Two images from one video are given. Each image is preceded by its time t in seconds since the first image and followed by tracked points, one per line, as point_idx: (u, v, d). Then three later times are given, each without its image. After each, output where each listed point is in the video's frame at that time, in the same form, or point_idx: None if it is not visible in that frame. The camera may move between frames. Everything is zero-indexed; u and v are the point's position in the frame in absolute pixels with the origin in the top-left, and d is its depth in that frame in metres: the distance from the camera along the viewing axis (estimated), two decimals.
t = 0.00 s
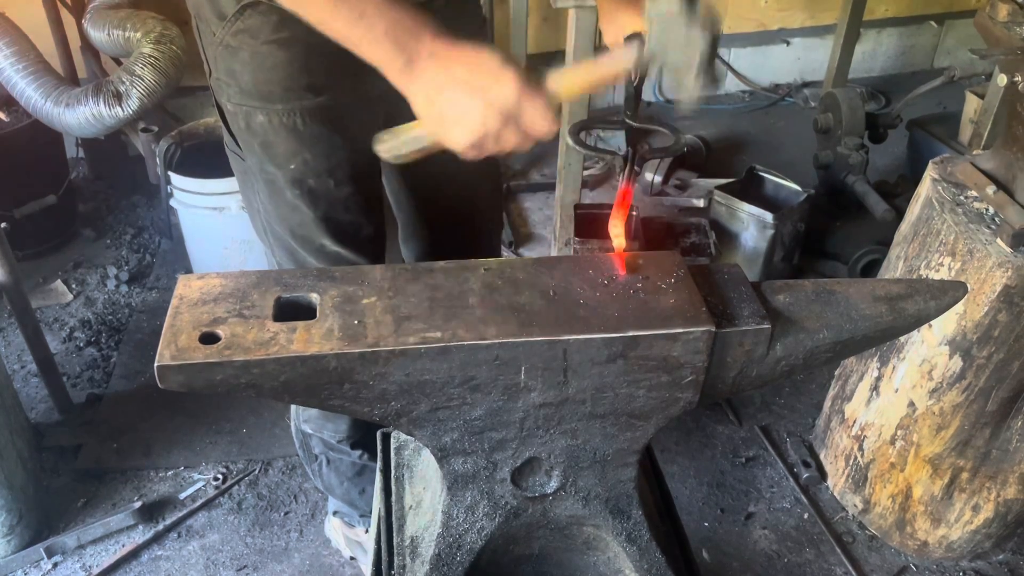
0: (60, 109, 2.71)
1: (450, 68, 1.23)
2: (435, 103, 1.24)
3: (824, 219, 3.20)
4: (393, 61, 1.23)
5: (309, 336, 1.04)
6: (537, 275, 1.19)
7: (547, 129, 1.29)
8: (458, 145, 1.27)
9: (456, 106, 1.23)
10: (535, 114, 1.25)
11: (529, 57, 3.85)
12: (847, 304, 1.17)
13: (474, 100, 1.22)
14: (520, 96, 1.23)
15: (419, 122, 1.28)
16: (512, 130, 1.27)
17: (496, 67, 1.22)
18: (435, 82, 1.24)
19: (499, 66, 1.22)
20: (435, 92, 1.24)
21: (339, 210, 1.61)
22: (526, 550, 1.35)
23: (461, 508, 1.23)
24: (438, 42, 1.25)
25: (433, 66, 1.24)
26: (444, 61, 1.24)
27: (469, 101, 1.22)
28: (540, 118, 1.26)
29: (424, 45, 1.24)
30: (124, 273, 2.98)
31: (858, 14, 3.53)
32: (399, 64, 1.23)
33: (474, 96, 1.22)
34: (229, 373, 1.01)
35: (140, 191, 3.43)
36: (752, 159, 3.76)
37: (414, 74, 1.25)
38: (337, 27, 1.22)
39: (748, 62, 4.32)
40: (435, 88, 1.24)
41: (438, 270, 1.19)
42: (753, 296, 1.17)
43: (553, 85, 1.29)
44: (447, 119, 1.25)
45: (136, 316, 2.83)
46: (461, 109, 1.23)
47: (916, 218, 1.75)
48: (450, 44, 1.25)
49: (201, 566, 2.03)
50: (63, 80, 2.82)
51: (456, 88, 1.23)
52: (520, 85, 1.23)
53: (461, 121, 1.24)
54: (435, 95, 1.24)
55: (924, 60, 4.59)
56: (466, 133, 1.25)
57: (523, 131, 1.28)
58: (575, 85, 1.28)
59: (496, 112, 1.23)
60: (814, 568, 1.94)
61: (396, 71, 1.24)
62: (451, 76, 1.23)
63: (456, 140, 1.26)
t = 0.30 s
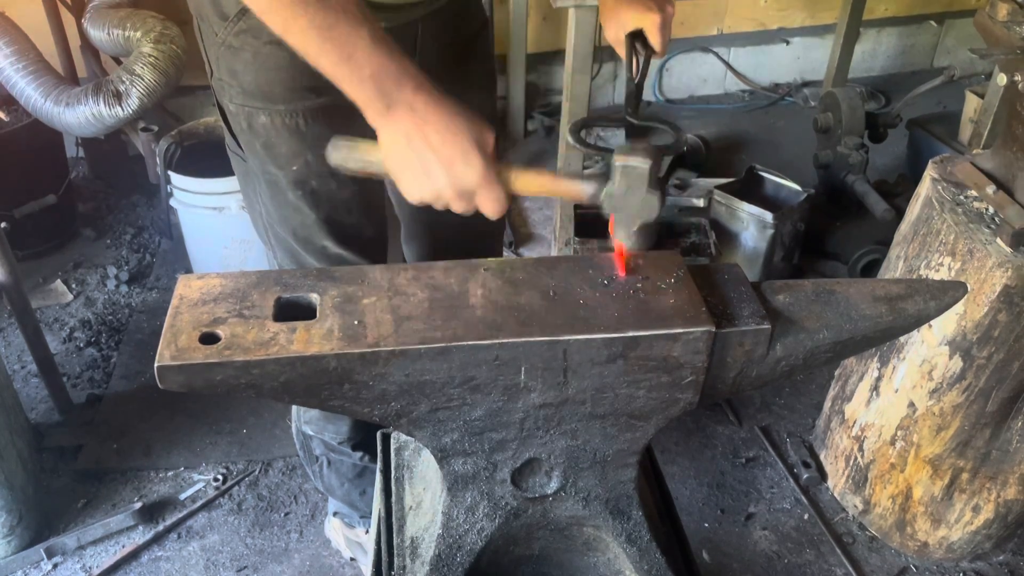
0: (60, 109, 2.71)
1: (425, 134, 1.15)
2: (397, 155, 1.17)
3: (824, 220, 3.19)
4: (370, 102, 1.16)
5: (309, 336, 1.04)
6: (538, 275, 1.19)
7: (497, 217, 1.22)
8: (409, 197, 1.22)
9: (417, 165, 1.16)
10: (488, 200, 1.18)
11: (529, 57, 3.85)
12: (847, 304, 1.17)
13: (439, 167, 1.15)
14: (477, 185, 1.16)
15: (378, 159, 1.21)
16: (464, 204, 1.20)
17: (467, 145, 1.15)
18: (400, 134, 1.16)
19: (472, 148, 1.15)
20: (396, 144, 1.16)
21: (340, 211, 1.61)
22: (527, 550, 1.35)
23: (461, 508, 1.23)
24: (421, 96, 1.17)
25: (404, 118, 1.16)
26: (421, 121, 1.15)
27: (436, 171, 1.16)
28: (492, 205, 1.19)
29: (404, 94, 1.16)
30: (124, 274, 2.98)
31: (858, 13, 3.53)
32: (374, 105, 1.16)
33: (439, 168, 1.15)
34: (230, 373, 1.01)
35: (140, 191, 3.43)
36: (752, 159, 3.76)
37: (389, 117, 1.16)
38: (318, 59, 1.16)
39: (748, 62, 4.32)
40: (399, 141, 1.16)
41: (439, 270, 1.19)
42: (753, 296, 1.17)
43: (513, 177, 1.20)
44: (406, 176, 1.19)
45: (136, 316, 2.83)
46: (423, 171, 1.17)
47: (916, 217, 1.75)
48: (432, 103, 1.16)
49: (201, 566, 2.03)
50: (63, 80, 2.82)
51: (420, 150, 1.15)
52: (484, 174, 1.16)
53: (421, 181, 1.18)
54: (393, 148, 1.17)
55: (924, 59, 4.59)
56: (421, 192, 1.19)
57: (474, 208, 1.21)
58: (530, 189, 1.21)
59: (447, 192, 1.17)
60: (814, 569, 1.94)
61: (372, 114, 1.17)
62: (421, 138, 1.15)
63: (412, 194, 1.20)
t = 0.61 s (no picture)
0: (60, 109, 2.71)
1: (451, 96, 1.20)
2: (436, 131, 1.21)
3: (823, 220, 3.19)
4: (397, 87, 1.22)
5: (310, 336, 1.04)
6: (539, 275, 1.19)
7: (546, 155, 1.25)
8: (457, 177, 1.24)
9: (457, 132, 1.20)
10: (533, 137, 1.21)
11: (529, 57, 3.85)
12: (847, 304, 1.17)
13: (474, 125, 1.18)
14: (514, 121, 1.19)
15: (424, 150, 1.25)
16: (510, 159, 1.22)
17: (493, 93, 1.19)
18: (435, 106, 1.21)
19: (496, 90, 1.19)
20: (434, 117, 1.21)
21: (340, 211, 1.61)
22: (527, 550, 1.35)
23: (461, 508, 1.23)
24: (440, 71, 1.23)
25: (433, 91, 1.21)
26: (448, 84, 1.21)
27: (474, 123, 1.18)
28: (536, 141, 1.22)
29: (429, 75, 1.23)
30: (124, 273, 2.98)
31: (858, 13, 3.52)
32: (400, 87, 1.22)
33: (472, 121, 1.19)
34: (230, 373, 1.01)
35: (140, 191, 3.43)
36: (752, 158, 3.76)
37: (418, 98, 1.23)
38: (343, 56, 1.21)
39: (748, 62, 4.32)
40: (434, 118, 1.21)
41: (439, 270, 1.19)
42: (753, 296, 1.17)
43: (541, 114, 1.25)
44: (445, 145, 1.22)
45: (136, 316, 2.83)
46: (460, 132, 1.20)
47: (916, 218, 1.75)
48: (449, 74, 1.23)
49: (201, 565, 2.03)
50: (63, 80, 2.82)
51: (454, 116, 1.20)
52: (517, 107, 1.19)
53: (464, 146, 1.20)
54: (433, 121, 1.21)
55: (924, 59, 4.58)
56: (464, 160, 1.20)
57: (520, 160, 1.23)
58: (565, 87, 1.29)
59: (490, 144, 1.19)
60: (814, 568, 1.94)
61: (399, 100, 1.22)
62: (448, 99, 1.20)
63: (454, 167, 1.22)
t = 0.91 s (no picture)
0: (60, 109, 2.71)
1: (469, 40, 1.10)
2: (462, 79, 1.12)
3: (824, 220, 3.19)
4: (411, 41, 1.13)
5: (308, 336, 1.04)
6: (538, 275, 1.19)
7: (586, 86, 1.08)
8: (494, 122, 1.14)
9: (483, 74, 1.09)
10: (567, 70, 1.06)
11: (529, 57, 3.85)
12: (847, 304, 1.17)
13: (496, 66, 1.08)
14: (542, 56, 1.06)
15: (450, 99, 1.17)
16: (543, 97, 1.11)
17: (514, 27, 1.07)
18: (456, 55, 1.11)
19: (517, 27, 1.07)
20: (456, 65, 1.11)
21: (338, 211, 1.61)
22: (526, 550, 1.35)
23: (461, 508, 1.23)
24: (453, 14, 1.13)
25: (449, 42, 1.12)
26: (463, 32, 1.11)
27: (499, 59, 1.07)
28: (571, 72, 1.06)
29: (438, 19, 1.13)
30: (124, 273, 2.98)
31: (858, 13, 3.52)
32: (417, 44, 1.13)
33: (495, 65, 1.08)
34: (229, 373, 1.01)
35: (140, 191, 3.43)
36: (752, 158, 3.76)
37: (437, 50, 1.13)
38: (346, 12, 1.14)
39: (748, 61, 4.32)
40: (455, 63, 1.11)
41: (438, 270, 1.19)
42: (752, 296, 1.17)
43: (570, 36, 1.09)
44: (474, 92, 1.12)
45: (136, 316, 2.83)
46: (489, 76, 1.09)
47: (916, 218, 1.75)
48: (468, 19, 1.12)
49: (201, 566, 2.03)
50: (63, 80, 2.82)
51: (477, 61, 1.10)
52: (540, 41, 1.05)
53: (494, 85, 1.09)
54: (457, 69, 1.11)
55: (925, 59, 4.58)
56: (496, 104, 1.11)
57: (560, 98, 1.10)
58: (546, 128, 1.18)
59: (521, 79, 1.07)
60: (814, 568, 1.94)
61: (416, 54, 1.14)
62: (468, 43, 1.10)
63: (488, 112, 1.13)
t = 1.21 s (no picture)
0: (60, 109, 2.71)
1: (436, 114, 1.14)
2: (417, 140, 1.16)
3: (824, 219, 3.19)
4: (383, 92, 1.16)
5: (309, 336, 1.04)
6: (538, 275, 1.19)
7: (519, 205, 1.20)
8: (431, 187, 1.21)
9: (437, 152, 1.15)
10: (508, 188, 1.16)
11: (529, 58, 3.85)
12: (847, 304, 1.17)
13: (452, 157, 1.14)
14: (492, 172, 1.14)
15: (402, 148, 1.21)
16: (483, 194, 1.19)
17: (481, 133, 1.12)
18: (419, 120, 1.15)
19: (483, 133, 1.12)
20: (417, 129, 1.15)
21: (338, 211, 1.61)
22: (526, 550, 1.35)
23: (461, 508, 1.23)
24: (431, 82, 1.15)
25: (418, 103, 1.15)
26: (433, 100, 1.14)
27: (458, 156, 1.14)
28: (511, 189, 1.16)
29: (416, 82, 1.15)
30: (124, 273, 2.98)
31: (858, 13, 3.52)
32: (385, 93, 1.16)
33: (455, 155, 1.14)
34: (230, 373, 1.01)
35: (140, 191, 3.43)
36: (752, 158, 3.76)
37: (402, 104, 1.16)
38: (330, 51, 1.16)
39: (748, 61, 4.32)
40: (416, 126, 1.15)
41: (438, 270, 1.19)
42: (753, 296, 1.17)
43: (530, 164, 1.17)
44: (427, 160, 1.18)
45: (136, 316, 2.83)
46: (447, 156, 1.15)
47: (916, 218, 1.75)
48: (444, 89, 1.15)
49: (201, 566, 2.03)
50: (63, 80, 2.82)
51: (438, 134, 1.14)
52: (497, 158, 1.13)
53: (449, 167, 1.16)
54: (414, 134, 1.16)
55: (924, 59, 4.58)
56: (443, 181, 1.18)
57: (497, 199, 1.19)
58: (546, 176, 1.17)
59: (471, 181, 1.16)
60: (814, 568, 1.94)
61: (385, 102, 1.17)
62: (437, 117, 1.14)
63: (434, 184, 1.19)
